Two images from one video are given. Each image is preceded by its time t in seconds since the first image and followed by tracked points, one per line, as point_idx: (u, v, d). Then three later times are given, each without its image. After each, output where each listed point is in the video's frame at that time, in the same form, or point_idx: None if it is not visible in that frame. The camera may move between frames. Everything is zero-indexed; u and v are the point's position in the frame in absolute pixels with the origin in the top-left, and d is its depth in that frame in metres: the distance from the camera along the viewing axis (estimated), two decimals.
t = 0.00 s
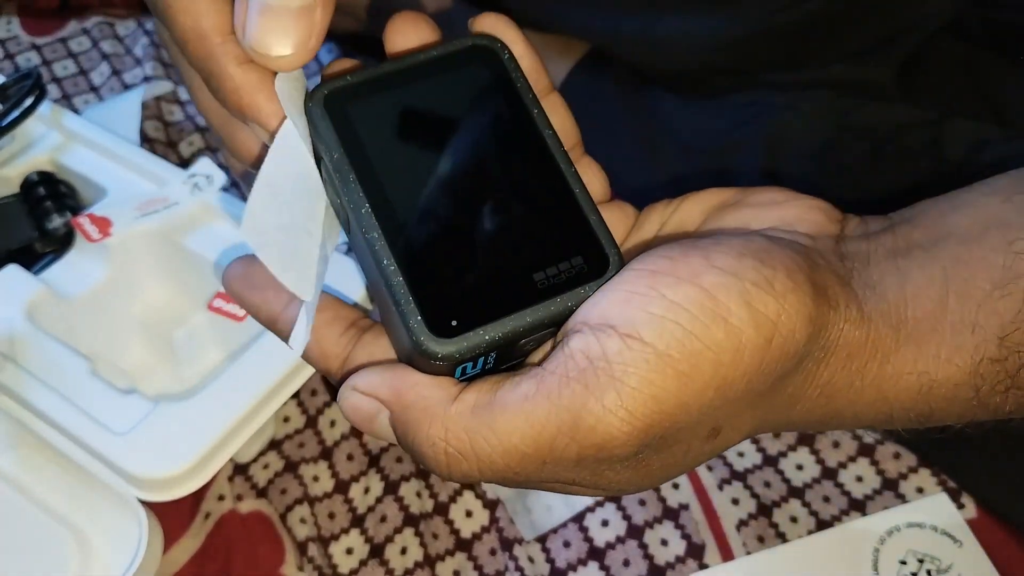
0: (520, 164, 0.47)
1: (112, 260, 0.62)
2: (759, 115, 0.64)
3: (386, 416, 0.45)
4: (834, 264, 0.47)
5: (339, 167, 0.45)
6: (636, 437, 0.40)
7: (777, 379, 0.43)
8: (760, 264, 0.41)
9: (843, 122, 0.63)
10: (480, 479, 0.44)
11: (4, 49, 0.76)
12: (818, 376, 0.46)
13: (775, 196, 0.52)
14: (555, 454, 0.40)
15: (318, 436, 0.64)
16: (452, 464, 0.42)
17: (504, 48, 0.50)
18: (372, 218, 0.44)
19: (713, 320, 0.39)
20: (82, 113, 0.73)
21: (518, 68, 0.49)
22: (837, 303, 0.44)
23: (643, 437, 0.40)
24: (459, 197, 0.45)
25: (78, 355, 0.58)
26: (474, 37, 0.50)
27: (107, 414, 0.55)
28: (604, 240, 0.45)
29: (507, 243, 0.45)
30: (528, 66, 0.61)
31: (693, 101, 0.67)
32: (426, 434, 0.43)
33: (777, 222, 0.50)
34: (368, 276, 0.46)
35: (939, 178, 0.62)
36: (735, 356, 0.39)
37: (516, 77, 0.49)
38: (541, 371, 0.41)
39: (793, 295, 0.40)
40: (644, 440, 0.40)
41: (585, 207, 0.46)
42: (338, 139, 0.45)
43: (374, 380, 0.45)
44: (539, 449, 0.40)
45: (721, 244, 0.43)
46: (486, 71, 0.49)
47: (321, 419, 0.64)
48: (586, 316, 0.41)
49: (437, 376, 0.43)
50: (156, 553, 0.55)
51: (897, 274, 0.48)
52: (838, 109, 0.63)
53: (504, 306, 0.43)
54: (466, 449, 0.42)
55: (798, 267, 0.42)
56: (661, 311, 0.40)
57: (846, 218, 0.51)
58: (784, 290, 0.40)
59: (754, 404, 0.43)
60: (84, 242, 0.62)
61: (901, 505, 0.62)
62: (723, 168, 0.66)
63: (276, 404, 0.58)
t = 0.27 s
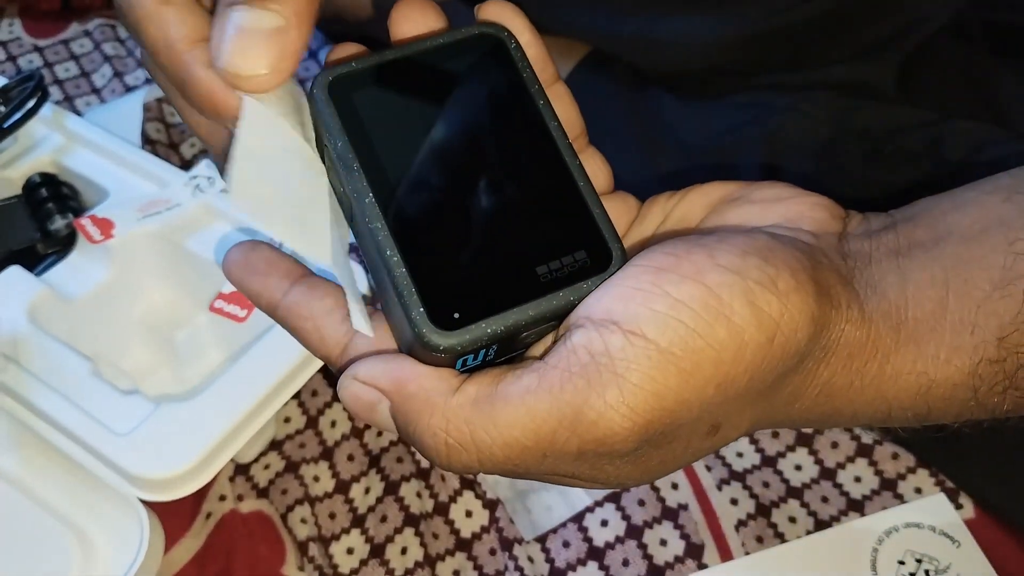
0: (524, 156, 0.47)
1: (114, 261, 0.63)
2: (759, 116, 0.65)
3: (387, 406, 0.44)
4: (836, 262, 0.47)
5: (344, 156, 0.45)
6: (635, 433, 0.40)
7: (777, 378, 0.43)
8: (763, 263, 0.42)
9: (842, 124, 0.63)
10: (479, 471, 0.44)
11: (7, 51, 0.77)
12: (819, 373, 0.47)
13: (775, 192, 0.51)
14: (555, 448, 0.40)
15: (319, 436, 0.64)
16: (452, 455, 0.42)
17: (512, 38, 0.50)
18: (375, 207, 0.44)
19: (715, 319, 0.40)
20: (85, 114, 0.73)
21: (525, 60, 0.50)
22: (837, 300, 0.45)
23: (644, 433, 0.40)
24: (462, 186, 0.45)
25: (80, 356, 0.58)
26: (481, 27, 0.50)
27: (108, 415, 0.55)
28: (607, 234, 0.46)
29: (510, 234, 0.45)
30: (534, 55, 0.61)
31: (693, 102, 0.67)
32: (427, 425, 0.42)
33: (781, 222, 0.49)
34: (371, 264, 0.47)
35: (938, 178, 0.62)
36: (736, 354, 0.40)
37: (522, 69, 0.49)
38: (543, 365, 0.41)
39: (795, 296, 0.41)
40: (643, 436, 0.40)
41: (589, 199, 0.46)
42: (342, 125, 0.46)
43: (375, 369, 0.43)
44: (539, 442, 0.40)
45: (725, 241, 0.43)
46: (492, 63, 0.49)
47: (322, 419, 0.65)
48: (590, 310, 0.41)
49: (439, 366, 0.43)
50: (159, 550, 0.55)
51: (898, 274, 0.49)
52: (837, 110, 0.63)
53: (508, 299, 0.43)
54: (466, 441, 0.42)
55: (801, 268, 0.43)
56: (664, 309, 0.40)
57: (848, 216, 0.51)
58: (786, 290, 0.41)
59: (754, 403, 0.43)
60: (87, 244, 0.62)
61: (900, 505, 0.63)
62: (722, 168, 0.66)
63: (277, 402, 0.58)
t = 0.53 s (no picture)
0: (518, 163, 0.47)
1: (112, 263, 0.63)
2: (757, 117, 0.65)
3: (385, 411, 0.44)
4: (825, 257, 0.47)
5: (334, 166, 0.45)
6: (627, 426, 0.40)
7: (767, 371, 0.43)
8: (749, 258, 0.41)
9: (840, 125, 0.64)
10: (476, 471, 0.44)
11: (4, 53, 0.77)
12: (808, 366, 0.46)
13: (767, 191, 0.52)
14: (549, 445, 0.41)
15: (318, 437, 0.64)
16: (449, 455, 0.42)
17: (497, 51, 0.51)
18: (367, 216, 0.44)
19: (702, 313, 0.40)
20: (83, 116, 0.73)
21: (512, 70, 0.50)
22: (827, 295, 0.45)
23: (634, 426, 0.40)
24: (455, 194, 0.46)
25: (80, 357, 0.58)
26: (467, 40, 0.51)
27: (107, 416, 0.55)
28: (597, 234, 0.45)
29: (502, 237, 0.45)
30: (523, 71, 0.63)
31: (692, 106, 0.67)
32: (423, 427, 0.43)
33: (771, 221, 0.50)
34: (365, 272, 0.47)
35: (935, 180, 0.63)
36: (726, 348, 0.40)
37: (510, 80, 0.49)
38: (535, 363, 0.41)
39: (781, 289, 0.41)
40: (635, 429, 0.40)
41: (578, 202, 0.46)
42: (333, 138, 0.46)
43: (373, 375, 0.43)
44: (533, 438, 0.40)
45: (712, 238, 0.43)
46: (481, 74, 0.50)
47: (320, 420, 0.65)
48: (580, 308, 0.41)
49: (433, 369, 0.43)
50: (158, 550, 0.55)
51: (888, 271, 0.49)
52: (836, 112, 0.63)
53: (499, 301, 0.43)
54: (463, 441, 0.42)
55: (788, 264, 0.42)
56: (652, 304, 0.40)
57: (838, 215, 0.52)
58: (773, 284, 0.41)
59: (745, 395, 0.43)
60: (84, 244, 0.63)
61: (896, 506, 0.63)
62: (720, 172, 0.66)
63: (277, 404, 0.58)
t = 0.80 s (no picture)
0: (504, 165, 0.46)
1: (115, 262, 0.63)
2: (753, 118, 0.66)
3: (386, 408, 0.43)
4: (806, 241, 0.48)
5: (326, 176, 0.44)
6: (623, 404, 0.40)
7: (757, 347, 0.44)
8: (729, 239, 0.43)
9: (836, 125, 0.64)
10: (475, 461, 0.43)
11: (6, 51, 0.77)
12: (799, 346, 0.46)
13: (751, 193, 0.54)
14: (546, 429, 0.40)
15: (318, 435, 0.64)
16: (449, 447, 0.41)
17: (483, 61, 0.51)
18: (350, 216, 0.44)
19: (687, 290, 0.41)
20: (84, 115, 0.73)
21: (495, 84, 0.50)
22: (809, 274, 0.46)
23: (629, 403, 0.40)
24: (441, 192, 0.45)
25: (81, 356, 0.58)
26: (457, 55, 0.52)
27: (109, 415, 0.55)
28: (581, 229, 0.43)
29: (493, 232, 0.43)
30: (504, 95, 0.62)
31: (691, 106, 0.68)
32: (421, 422, 0.41)
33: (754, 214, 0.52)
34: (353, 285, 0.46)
35: (934, 181, 0.62)
36: (713, 324, 0.41)
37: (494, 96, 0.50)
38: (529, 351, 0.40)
39: (762, 267, 0.43)
40: (631, 407, 0.40)
41: (566, 201, 0.43)
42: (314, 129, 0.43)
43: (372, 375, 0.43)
44: (529, 423, 0.40)
45: (695, 225, 0.45)
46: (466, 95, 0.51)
47: (321, 418, 0.65)
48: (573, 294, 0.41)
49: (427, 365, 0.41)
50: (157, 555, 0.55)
51: (871, 253, 0.50)
52: (833, 111, 0.64)
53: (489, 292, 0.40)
54: (461, 432, 0.41)
55: (770, 245, 0.44)
56: (639, 284, 0.41)
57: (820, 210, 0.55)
58: (753, 260, 0.42)
59: (736, 372, 0.43)
60: (86, 245, 0.63)
61: (891, 505, 0.63)
62: (717, 170, 0.67)
63: (276, 404, 0.58)
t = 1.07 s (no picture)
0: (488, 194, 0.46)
1: (116, 261, 0.63)
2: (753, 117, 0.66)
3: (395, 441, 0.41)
4: (791, 239, 0.47)
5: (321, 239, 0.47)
6: (620, 410, 0.39)
7: (750, 344, 0.42)
8: (713, 240, 0.42)
9: (836, 123, 0.64)
10: (481, 483, 0.42)
11: (8, 50, 0.77)
12: (791, 342, 0.45)
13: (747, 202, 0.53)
14: (551, 443, 0.39)
15: (319, 434, 0.65)
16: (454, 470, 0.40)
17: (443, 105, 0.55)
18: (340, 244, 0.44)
19: (675, 293, 0.39)
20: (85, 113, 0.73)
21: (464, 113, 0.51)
22: (795, 269, 0.44)
23: (627, 407, 0.39)
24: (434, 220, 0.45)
25: (82, 355, 0.58)
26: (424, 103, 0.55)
27: (109, 414, 0.55)
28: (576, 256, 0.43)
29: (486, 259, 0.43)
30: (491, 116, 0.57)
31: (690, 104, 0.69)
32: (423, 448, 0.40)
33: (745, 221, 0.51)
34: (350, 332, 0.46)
35: (935, 178, 0.62)
36: (704, 324, 0.40)
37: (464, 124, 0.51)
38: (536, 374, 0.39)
39: (749, 265, 0.41)
40: (630, 414, 0.40)
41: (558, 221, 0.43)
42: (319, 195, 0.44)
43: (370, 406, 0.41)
44: (534, 441, 0.39)
45: (677, 229, 0.44)
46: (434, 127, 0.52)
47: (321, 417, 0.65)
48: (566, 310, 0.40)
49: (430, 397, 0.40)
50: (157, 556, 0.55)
51: (860, 251, 0.49)
52: (832, 109, 0.64)
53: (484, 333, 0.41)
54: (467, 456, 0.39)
55: (757, 245, 0.43)
56: (624, 290, 0.40)
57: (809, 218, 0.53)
58: (740, 259, 0.41)
59: (730, 369, 0.42)
60: (87, 243, 0.63)
61: (892, 503, 0.63)
62: (717, 172, 0.68)
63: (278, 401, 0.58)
